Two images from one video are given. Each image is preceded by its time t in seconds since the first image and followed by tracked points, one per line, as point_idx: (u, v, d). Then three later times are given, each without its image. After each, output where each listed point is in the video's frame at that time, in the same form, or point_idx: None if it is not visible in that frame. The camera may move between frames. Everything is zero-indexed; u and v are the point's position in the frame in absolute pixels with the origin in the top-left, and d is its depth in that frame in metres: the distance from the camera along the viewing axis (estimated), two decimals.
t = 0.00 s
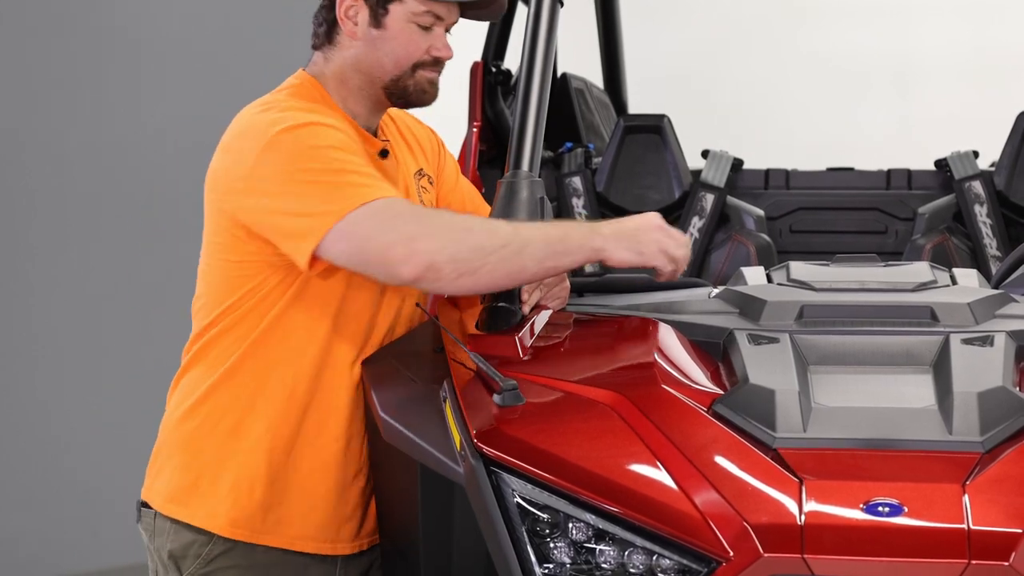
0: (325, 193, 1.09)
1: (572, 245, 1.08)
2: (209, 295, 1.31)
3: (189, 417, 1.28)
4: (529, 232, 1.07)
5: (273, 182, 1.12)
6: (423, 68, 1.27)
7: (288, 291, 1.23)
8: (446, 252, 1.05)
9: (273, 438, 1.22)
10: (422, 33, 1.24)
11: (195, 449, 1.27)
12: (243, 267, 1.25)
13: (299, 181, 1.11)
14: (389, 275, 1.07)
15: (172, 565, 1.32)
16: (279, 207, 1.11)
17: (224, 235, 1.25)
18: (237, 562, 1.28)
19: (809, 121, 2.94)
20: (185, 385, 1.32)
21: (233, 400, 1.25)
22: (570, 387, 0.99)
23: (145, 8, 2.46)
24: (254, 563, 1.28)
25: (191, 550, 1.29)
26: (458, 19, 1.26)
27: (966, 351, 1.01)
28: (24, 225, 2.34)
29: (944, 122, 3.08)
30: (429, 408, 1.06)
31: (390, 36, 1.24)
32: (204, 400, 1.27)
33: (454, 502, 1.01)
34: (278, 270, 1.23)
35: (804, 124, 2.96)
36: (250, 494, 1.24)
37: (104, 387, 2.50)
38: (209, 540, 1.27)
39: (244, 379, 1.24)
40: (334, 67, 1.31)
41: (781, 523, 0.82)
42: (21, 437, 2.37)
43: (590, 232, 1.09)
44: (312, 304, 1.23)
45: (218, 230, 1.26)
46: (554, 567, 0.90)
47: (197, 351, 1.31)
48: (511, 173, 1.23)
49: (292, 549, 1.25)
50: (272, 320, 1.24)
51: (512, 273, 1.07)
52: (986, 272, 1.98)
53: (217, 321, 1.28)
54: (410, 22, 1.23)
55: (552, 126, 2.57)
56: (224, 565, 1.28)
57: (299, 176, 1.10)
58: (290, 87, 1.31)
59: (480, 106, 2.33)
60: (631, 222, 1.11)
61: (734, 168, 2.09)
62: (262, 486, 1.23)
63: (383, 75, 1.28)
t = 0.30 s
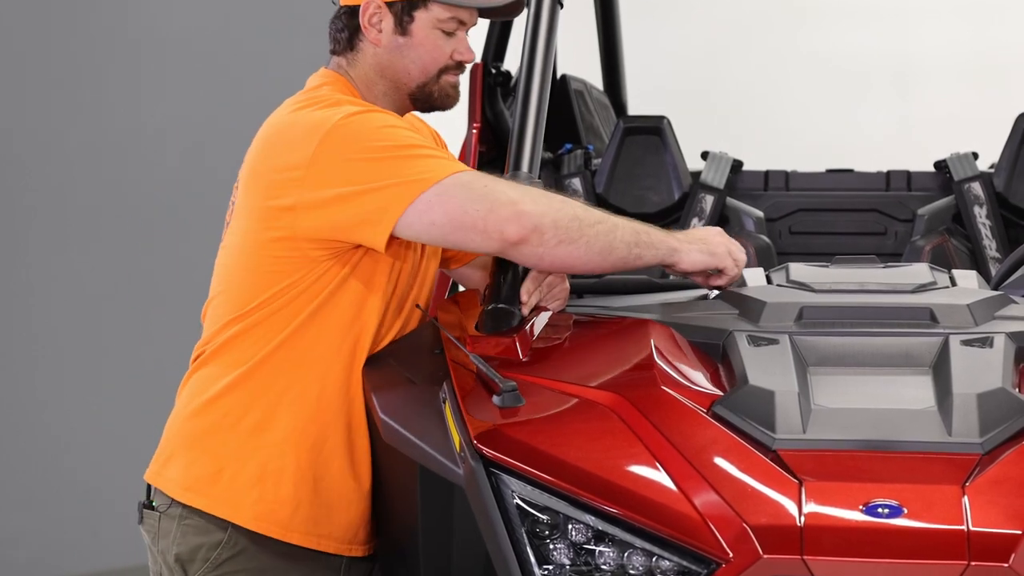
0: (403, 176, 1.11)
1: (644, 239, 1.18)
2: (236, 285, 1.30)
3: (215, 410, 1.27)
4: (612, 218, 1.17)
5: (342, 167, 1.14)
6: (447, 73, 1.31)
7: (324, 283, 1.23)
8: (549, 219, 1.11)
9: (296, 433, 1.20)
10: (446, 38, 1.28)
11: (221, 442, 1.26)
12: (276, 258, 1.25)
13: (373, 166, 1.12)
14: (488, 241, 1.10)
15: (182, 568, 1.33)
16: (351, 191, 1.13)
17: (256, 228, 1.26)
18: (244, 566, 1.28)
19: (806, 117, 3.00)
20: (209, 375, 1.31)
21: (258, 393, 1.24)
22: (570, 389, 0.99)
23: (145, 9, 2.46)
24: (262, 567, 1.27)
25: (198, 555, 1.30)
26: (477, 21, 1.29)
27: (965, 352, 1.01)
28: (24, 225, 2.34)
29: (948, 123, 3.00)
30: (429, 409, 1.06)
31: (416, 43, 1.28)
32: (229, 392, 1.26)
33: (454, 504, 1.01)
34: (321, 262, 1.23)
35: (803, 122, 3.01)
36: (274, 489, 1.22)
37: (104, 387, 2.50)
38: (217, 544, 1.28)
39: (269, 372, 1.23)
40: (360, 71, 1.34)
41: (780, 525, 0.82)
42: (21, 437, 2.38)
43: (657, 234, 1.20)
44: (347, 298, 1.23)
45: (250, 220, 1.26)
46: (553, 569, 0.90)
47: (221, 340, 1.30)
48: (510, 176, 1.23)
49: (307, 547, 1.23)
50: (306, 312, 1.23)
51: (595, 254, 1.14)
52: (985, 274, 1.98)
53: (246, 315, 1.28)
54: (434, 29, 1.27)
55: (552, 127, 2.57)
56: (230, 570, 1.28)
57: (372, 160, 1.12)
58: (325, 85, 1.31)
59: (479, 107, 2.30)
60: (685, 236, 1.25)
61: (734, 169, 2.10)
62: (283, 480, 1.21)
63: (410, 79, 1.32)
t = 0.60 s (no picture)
0: (410, 180, 1.11)
1: (649, 243, 1.18)
2: (239, 285, 1.30)
3: (217, 411, 1.27)
4: (618, 221, 1.17)
5: (348, 169, 1.14)
6: (453, 76, 1.32)
7: (328, 284, 1.23)
8: (553, 223, 1.11)
9: (299, 434, 1.20)
10: (453, 41, 1.28)
11: (223, 442, 1.26)
12: (280, 259, 1.25)
13: (381, 169, 1.12)
14: (492, 246, 1.10)
15: (182, 569, 1.33)
16: (358, 193, 1.13)
17: (260, 230, 1.26)
18: (245, 570, 1.28)
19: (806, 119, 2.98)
20: (212, 375, 1.31)
21: (261, 393, 1.24)
22: (569, 391, 0.99)
23: (146, 10, 2.46)
24: (263, 569, 1.27)
25: (198, 557, 1.30)
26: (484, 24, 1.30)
27: (964, 354, 1.01)
28: (24, 224, 2.35)
29: (949, 125, 3.00)
30: (427, 412, 1.06)
31: (423, 46, 1.28)
32: (232, 392, 1.26)
33: (452, 506, 1.01)
34: (325, 263, 1.23)
35: (804, 123, 3.01)
36: (277, 490, 1.22)
37: (104, 387, 2.50)
38: (218, 546, 1.28)
39: (272, 372, 1.23)
40: (366, 73, 1.33)
41: (779, 526, 0.82)
42: (20, 437, 2.38)
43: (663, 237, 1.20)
44: (350, 299, 1.23)
45: (255, 221, 1.26)
46: (552, 570, 0.90)
47: (224, 341, 1.30)
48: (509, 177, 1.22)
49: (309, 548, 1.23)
50: (310, 313, 1.23)
51: (598, 257, 1.15)
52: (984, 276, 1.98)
53: (249, 316, 1.28)
54: (442, 32, 1.27)
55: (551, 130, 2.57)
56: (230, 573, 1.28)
57: (379, 163, 1.13)
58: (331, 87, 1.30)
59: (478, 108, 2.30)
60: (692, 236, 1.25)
61: (732, 171, 2.11)
62: (286, 480, 1.21)
63: (417, 82, 1.32)
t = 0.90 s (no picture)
0: (403, 185, 1.11)
1: (640, 235, 1.16)
2: (238, 287, 1.30)
3: (216, 414, 1.27)
4: (606, 214, 1.16)
5: (342, 172, 1.14)
6: (450, 78, 1.31)
7: (324, 286, 1.23)
8: (536, 226, 1.11)
9: (298, 435, 1.20)
10: (450, 43, 1.28)
11: (222, 443, 1.26)
12: (277, 261, 1.25)
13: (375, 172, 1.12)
14: (476, 254, 1.10)
15: (182, 571, 1.33)
16: (352, 197, 1.13)
17: (258, 232, 1.26)
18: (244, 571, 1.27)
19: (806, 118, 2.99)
20: (211, 378, 1.31)
21: (260, 396, 1.24)
22: (569, 393, 0.99)
23: (146, 10, 2.46)
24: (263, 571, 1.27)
25: (198, 558, 1.30)
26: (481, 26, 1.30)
27: (963, 356, 1.01)
28: (24, 224, 2.35)
29: (949, 127, 3.00)
30: (427, 415, 1.06)
31: (419, 47, 1.28)
32: (231, 395, 1.26)
33: (452, 509, 1.01)
34: (321, 264, 1.23)
35: (804, 123, 3.02)
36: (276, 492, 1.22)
37: (104, 387, 2.50)
38: (218, 548, 1.28)
39: (270, 374, 1.23)
40: (363, 74, 1.34)
41: (778, 528, 0.82)
42: (20, 437, 2.38)
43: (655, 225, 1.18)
44: (347, 301, 1.23)
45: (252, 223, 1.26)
46: (551, 572, 0.89)
47: (222, 343, 1.30)
48: (508, 179, 1.22)
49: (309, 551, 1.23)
50: (307, 314, 1.23)
51: (587, 255, 1.14)
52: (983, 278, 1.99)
53: (247, 318, 1.28)
54: (438, 33, 1.27)
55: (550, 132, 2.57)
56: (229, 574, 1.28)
57: (372, 168, 1.12)
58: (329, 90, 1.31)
59: (478, 110, 2.33)
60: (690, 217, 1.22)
61: (732, 173, 2.11)
62: (286, 482, 1.21)
63: (413, 84, 1.32)
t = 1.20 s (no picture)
0: (393, 185, 1.11)
1: (633, 240, 1.16)
2: (230, 286, 1.30)
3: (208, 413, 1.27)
4: (599, 217, 1.15)
5: (330, 173, 1.14)
6: (440, 74, 1.31)
7: (316, 286, 1.23)
8: (524, 225, 1.11)
9: (290, 434, 1.21)
10: (437, 38, 1.28)
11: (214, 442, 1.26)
12: (269, 261, 1.25)
13: (361, 174, 1.12)
14: (463, 253, 1.10)
15: (174, 569, 1.32)
16: (340, 196, 1.13)
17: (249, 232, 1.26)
18: (237, 568, 1.27)
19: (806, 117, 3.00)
20: (202, 377, 1.31)
21: (252, 396, 1.24)
22: (568, 394, 0.99)
23: (146, 11, 2.47)
24: (255, 568, 1.27)
25: (190, 556, 1.29)
26: (471, 20, 1.29)
27: (962, 358, 1.01)
28: (24, 224, 2.36)
29: (949, 128, 3.00)
30: (428, 415, 1.06)
31: (407, 43, 1.28)
32: (222, 394, 1.26)
33: (451, 509, 1.01)
34: (312, 264, 1.23)
35: (804, 122, 3.02)
36: (267, 491, 1.22)
37: (104, 387, 2.50)
38: (209, 545, 1.28)
39: (259, 373, 1.23)
40: (355, 74, 1.34)
41: (777, 529, 0.82)
42: (20, 437, 2.38)
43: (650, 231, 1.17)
44: (339, 301, 1.23)
45: (243, 222, 1.26)
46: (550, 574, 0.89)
47: (214, 343, 1.30)
48: (507, 181, 1.22)
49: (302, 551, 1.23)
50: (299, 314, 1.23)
51: (576, 256, 1.13)
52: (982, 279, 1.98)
53: (238, 317, 1.28)
54: (425, 28, 1.26)
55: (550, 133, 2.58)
56: (222, 571, 1.28)
57: (360, 167, 1.12)
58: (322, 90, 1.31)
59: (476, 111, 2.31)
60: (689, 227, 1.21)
61: (731, 174, 2.12)
62: (277, 482, 1.22)
63: (403, 81, 1.31)
